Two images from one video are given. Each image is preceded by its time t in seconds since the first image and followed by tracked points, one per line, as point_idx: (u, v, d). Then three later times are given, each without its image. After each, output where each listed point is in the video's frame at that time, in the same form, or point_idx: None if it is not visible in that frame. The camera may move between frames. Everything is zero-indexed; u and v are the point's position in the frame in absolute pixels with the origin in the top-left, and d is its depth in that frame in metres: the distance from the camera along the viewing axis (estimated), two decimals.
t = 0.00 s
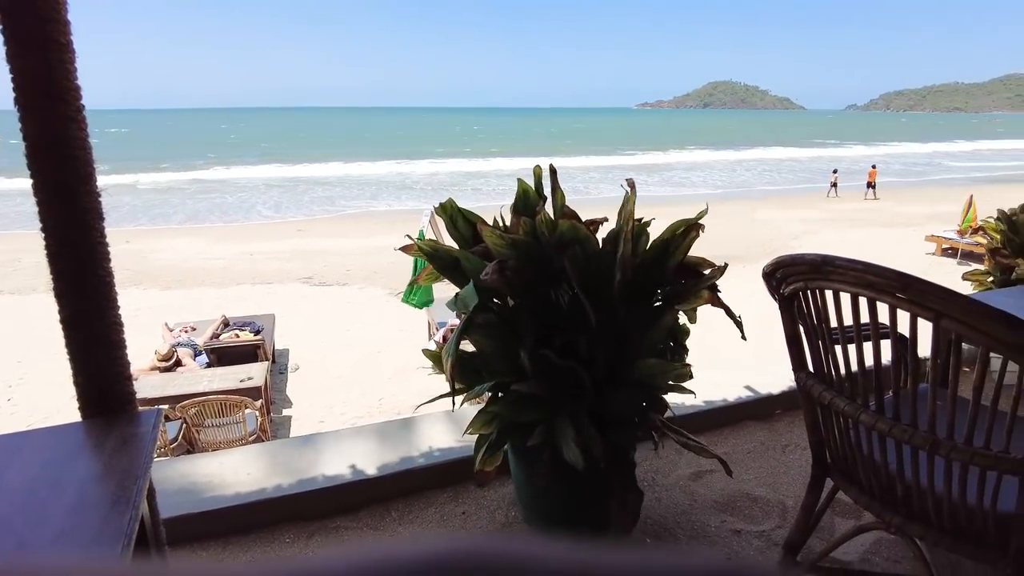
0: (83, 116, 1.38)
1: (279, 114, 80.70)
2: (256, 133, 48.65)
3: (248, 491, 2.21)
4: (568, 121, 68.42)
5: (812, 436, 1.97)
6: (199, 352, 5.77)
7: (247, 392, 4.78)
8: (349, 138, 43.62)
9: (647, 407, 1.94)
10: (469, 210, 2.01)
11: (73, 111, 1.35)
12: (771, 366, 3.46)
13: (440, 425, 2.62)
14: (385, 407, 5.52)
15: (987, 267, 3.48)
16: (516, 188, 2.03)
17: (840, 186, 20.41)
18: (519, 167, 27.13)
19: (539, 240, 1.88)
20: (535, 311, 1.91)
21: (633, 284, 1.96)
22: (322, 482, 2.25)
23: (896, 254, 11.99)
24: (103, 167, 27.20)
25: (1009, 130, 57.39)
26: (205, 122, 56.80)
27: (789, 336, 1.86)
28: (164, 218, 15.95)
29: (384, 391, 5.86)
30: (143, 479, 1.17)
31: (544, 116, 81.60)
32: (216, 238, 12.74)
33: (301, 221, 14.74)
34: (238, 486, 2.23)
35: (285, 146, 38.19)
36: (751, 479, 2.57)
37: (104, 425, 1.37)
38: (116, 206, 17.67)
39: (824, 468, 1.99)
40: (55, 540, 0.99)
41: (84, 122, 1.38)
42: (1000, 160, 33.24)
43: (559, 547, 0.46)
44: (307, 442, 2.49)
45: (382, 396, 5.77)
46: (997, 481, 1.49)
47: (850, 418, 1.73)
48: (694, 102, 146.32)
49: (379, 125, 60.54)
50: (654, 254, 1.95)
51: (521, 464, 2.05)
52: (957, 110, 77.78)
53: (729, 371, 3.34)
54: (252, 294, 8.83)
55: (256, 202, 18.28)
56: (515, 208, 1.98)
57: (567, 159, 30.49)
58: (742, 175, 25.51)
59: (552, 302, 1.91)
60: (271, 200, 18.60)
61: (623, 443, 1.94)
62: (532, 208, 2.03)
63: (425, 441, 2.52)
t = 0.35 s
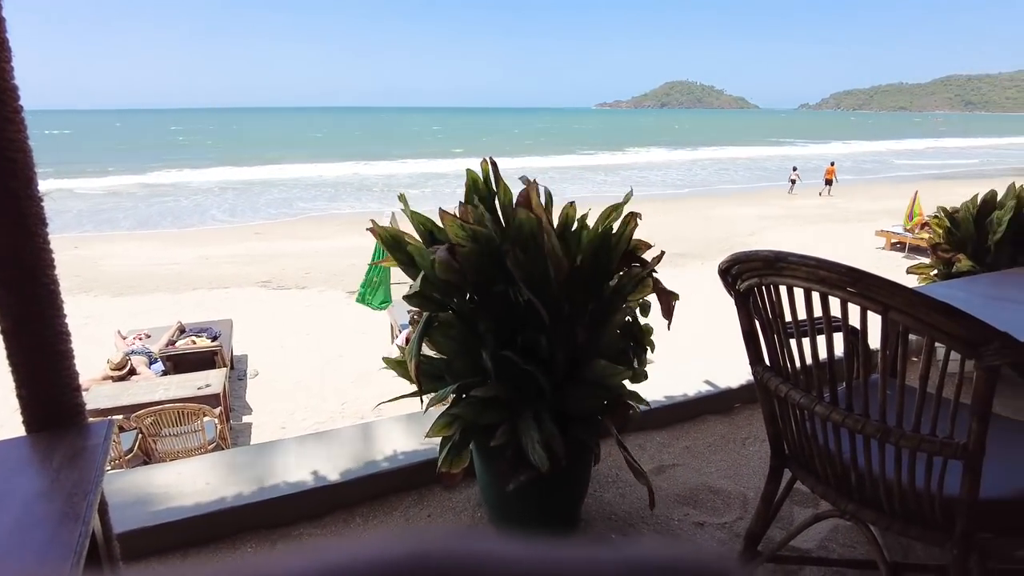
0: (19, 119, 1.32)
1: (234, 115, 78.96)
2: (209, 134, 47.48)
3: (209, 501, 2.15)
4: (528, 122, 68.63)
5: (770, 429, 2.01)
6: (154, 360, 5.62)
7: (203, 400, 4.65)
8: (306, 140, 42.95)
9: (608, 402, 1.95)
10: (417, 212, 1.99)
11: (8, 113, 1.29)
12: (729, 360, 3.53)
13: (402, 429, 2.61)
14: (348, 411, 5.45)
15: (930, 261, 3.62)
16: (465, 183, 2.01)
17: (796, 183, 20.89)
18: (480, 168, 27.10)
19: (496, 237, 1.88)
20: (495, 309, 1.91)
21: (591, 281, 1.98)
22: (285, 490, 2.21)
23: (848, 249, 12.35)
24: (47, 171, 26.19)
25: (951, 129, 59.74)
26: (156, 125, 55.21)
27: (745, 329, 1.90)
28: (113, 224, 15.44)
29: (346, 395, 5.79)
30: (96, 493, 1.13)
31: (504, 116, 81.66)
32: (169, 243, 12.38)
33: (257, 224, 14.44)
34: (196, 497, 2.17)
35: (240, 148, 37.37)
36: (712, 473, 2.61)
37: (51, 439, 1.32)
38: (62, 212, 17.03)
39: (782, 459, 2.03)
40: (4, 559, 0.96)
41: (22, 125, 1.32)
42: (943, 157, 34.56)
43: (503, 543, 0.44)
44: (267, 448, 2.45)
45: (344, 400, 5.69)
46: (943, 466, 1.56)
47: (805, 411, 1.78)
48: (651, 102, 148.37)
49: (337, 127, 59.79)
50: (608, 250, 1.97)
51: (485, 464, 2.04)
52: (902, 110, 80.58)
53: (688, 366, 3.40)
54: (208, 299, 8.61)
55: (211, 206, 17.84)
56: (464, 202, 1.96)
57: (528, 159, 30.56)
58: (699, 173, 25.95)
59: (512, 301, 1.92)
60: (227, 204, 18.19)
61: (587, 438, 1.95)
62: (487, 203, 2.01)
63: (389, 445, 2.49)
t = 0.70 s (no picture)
0: None
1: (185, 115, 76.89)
2: (159, 136, 46.20)
3: (166, 512, 2.09)
4: (488, 121, 68.51)
5: (732, 422, 2.05)
6: (106, 368, 5.43)
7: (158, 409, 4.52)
8: (262, 141, 42.05)
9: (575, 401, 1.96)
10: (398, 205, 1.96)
11: None
12: (690, 356, 3.58)
13: (367, 433, 2.58)
14: (310, 416, 5.36)
15: (882, 255, 3.71)
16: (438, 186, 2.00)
17: (752, 181, 21.34)
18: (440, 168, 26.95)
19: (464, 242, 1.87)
20: (462, 309, 1.90)
21: (557, 280, 1.98)
22: (247, 497, 2.16)
23: (802, 244, 12.65)
24: None
25: (898, 127, 61.84)
26: (103, 126, 53.38)
27: (707, 326, 1.94)
28: (58, 230, 14.87)
29: (307, 400, 5.69)
30: (43, 509, 1.09)
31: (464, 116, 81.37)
32: (121, 248, 12.00)
33: (212, 228, 14.09)
34: (154, 508, 2.10)
35: (192, 150, 36.42)
36: (676, 466, 2.65)
37: None
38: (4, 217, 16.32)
39: (743, 450, 2.07)
40: None
41: None
42: (891, 155, 35.70)
43: (480, 528, 0.47)
44: (226, 457, 2.39)
45: (306, 405, 5.60)
46: (896, 452, 1.61)
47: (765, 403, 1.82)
48: (610, 101, 149.76)
49: (294, 127, 58.73)
50: (580, 252, 1.97)
51: (451, 465, 2.03)
52: (851, 109, 82.99)
53: (650, 362, 3.44)
54: (162, 305, 8.36)
55: (163, 210, 17.33)
56: (438, 206, 1.95)
57: (488, 159, 30.51)
58: (657, 172, 26.29)
59: (477, 301, 1.91)
60: (181, 207, 17.71)
61: (553, 436, 1.96)
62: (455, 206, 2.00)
63: (352, 449, 2.47)
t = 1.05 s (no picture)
0: None
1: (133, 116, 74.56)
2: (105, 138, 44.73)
3: (116, 528, 2.02)
4: (446, 122, 68.23)
5: (688, 417, 2.09)
6: (52, 380, 5.23)
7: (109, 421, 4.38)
8: (214, 142, 41.02)
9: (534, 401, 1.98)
10: (342, 214, 1.96)
11: None
12: (646, 352, 3.64)
13: (324, 441, 2.56)
14: (268, 424, 5.26)
15: (829, 249, 3.80)
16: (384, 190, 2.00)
17: (709, 179, 21.74)
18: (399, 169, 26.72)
19: (414, 245, 1.85)
20: (418, 314, 1.90)
21: (512, 280, 1.98)
22: (202, 509, 2.11)
23: (756, 241, 12.95)
24: None
25: (845, 125, 63.80)
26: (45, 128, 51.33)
27: (661, 323, 1.97)
28: None
29: (265, 406, 5.58)
30: None
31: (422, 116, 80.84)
32: (67, 254, 11.58)
33: (163, 232, 13.69)
34: (103, 524, 2.03)
35: (141, 152, 35.32)
36: (636, 462, 2.69)
37: None
38: None
39: (700, 445, 2.11)
40: None
41: None
42: (839, 153, 36.85)
43: (446, 524, 0.47)
44: (178, 470, 2.33)
45: (264, 412, 5.49)
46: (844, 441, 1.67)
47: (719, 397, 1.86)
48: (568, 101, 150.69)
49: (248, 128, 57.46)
50: (535, 252, 1.99)
51: (411, 470, 2.02)
52: (802, 108, 85.28)
53: (608, 359, 3.48)
54: (111, 312, 8.10)
55: (110, 215, 16.77)
56: (387, 211, 1.95)
57: (448, 160, 30.38)
58: (615, 172, 26.59)
59: (434, 304, 1.91)
60: (130, 212, 17.18)
61: (512, 437, 1.97)
62: (402, 209, 2.01)
63: (309, 457, 2.44)
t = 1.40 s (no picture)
0: None
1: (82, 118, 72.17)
2: (52, 140, 43.17)
3: (67, 545, 1.94)
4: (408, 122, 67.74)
5: (648, 414, 2.12)
6: None
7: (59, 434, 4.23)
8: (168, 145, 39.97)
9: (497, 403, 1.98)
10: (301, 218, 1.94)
11: None
12: (607, 350, 3.68)
13: (284, 449, 2.52)
14: (228, 432, 5.15)
15: (784, 246, 3.91)
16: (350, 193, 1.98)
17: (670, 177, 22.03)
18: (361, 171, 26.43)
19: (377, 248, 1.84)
20: (378, 317, 1.89)
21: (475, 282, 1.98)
22: (157, 522, 2.05)
23: (716, 238, 13.17)
24: None
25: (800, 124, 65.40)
26: None
27: (620, 323, 1.99)
28: None
29: (225, 414, 5.47)
30: None
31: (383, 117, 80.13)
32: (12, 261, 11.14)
33: (115, 238, 13.28)
34: (53, 542, 1.95)
35: (91, 155, 34.23)
36: (599, 459, 2.72)
37: None
38: None
39: (661, 441, 2.14)
40: None
41: None
42: (794, 151, 37.76)
43: (402, 507, 0.45)
44: (133, 483, 2.26)
45: (223, 420, 5.37)
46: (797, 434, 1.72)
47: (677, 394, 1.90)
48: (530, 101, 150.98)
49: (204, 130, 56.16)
50: (501, 254, 1.99)
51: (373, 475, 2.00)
52: (758, 108, 87.03)
53: (570, 359, 3.52)
54: (61, 321, 7.82)
55: (59, 220, 16.18)
56: (351, 215, 1.94)
57: (409, 161, 30.20)
58: (577, 171, 26.76)
59: (397, 307, 1.90)
60: (80, 217, 16.61)
61: (477, 439, 1.95)
62: (368, 213, 1.99)
63: (269, 466, 2.40)
